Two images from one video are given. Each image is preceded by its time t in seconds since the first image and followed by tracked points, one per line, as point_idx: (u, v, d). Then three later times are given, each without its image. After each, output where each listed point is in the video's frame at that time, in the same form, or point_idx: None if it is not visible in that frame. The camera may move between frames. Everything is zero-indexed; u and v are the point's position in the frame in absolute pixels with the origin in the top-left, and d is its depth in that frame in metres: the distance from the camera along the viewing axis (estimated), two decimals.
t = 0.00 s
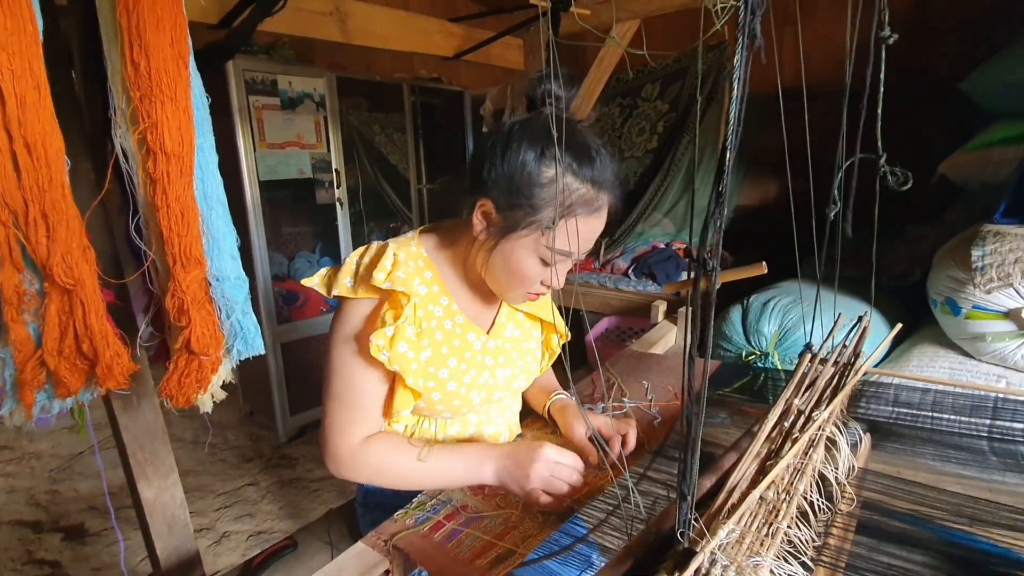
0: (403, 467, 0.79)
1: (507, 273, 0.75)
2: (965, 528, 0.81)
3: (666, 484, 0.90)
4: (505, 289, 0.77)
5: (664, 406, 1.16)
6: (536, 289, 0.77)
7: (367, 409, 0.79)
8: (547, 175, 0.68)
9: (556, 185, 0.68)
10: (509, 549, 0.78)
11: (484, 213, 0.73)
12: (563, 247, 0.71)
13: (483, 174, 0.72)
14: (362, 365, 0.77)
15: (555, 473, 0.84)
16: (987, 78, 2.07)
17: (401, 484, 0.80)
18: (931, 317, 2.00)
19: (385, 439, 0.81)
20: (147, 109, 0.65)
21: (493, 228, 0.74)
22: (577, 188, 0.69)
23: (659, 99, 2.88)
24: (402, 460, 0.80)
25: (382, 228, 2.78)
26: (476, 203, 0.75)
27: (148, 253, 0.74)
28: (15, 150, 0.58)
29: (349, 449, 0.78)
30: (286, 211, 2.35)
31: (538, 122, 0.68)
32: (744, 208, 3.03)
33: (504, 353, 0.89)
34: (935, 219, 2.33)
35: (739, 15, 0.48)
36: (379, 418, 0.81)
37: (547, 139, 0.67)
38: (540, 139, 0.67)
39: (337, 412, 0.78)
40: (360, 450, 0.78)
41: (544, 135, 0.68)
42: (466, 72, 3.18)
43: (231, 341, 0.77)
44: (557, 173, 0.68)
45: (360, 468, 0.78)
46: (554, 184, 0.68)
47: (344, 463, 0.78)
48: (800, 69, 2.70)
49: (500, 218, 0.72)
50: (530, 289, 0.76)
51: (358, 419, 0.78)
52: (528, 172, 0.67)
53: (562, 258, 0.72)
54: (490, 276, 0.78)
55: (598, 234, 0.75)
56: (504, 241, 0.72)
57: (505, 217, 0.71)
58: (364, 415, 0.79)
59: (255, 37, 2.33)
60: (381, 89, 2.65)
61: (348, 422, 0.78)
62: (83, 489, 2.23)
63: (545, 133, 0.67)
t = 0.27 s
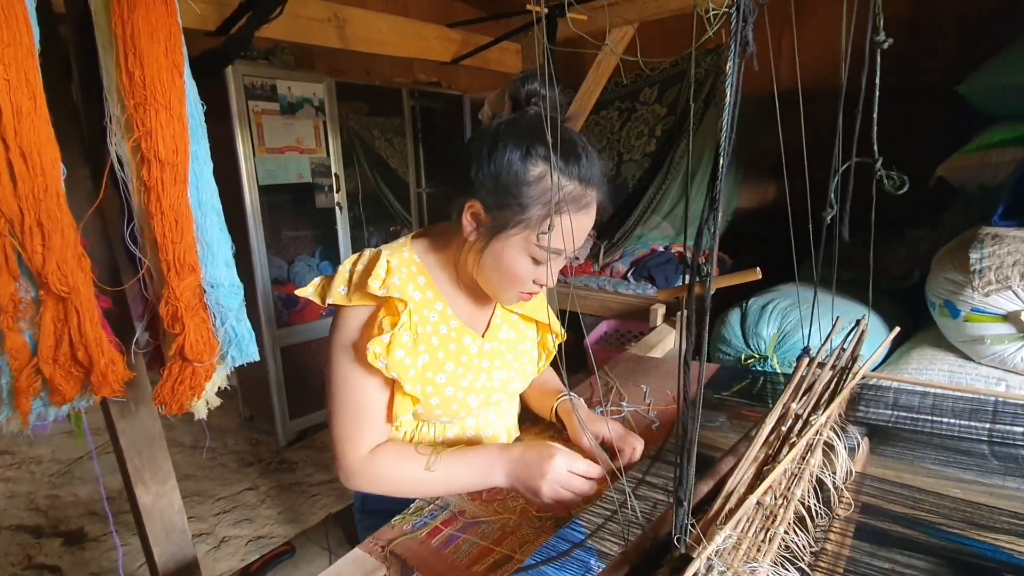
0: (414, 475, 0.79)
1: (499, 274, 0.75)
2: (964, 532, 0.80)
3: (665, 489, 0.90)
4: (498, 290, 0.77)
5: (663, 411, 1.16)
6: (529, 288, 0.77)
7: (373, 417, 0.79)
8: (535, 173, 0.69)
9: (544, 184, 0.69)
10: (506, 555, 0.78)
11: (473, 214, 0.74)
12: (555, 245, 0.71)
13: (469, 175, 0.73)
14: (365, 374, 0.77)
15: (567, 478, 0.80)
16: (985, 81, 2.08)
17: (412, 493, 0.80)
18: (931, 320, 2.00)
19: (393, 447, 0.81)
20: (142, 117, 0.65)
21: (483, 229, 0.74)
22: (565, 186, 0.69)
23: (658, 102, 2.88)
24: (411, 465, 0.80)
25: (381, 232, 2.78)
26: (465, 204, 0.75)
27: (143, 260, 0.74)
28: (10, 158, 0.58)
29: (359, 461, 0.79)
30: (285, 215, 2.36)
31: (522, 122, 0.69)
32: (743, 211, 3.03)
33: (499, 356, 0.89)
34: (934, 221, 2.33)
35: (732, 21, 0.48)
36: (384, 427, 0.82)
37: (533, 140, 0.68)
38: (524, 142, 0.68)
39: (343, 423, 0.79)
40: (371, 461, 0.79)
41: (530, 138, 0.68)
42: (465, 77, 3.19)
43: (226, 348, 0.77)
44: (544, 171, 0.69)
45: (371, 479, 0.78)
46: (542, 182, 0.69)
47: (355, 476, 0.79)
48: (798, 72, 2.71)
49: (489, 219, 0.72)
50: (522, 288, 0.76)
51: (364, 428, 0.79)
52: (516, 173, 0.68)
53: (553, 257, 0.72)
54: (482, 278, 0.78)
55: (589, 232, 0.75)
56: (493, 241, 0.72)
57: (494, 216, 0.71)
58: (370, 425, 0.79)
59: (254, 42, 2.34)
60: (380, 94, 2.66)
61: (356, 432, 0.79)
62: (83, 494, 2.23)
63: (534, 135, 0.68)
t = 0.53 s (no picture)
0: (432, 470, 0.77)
1: (480, 261, 0.74)
2: (966, 532, 0.81)
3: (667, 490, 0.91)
4: (482, 278, 0.77)
5: (663, 412, 1.16)
6: (514, 275, 0.76)
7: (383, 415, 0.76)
8: (507, 157, 0.67)
9: (516, 166, 0.67)
10: (508, 557, 0.78)
11: (452, 205, 0.74)
12: (531, 228, 0.70)
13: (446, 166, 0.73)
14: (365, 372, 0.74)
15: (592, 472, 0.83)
16: (986, 82, 2.08)
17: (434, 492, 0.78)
18: (932, 320, 2.00)
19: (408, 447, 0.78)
20: (144, 119, 0.65)
21: (462, 218, 0.74)
22: (536, 167, 0.68)
23: (658, 104, 2.88)
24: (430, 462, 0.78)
25: (382, 234, 2.78)
26: (443, 196, 0.76)
27: (146, 262, 0.74)
28: (13, 161, 0.58)
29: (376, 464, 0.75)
30: (286, 218, 2.36)
31: (494, 111, 0.69)
32: (743, 212, 3.03)
33: (494, 348, 0.88)
34: (934, 222, 2.33)
35: (732, 23, 0.48)
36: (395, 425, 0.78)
37: (503, 128, 0.68)
38: (494, 131, 0.68)
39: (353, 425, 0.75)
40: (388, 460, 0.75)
41: (500, 126, 0.68)
42: (466, 79, 3.19)
43: (228, 350, 0.77)
44: (515, 154, 0.68)
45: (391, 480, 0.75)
46: (513, 165, 0.67)
47: (373, 481, 0.75)
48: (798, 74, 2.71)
49: (467, 207, 0.72)
50: (507, 275, 0.76)
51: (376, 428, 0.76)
52: (488, 160, 0.67)
53: (531, 240, 0.71)
54: (466, 267, 0.78)
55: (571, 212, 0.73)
56: (471, 229, 0.72)
57: (472, 204, 0.71)
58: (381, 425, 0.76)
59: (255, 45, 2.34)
60: (380, 96, 2.66)
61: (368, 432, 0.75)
62: (83, 497, 2.22)
63: (504, 124, 0.68)
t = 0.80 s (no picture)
0: (462, 462, 0.72)
1: (463, 245, 0.73)
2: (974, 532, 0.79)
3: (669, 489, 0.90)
4: (468, 264, 0.75)
5: (666, 410, 1.14)
6: (501, 257, 0.75)
7: (398, 406, 0.71)
8: (480, 137, 0.67)
9: (491, 145, 0.67)
10: (509, 556, 0.77)
11: (432, 191, 0.72)
12: (512, 207, 0.69)
13: (422, 154, 0.72)
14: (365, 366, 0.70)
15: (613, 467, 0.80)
16: (989, 79, 2.07)
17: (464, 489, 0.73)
18: (936, 319, 1.99)
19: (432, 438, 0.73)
20: (138, 108, 0.64)
21: (444, 204, 0.72)
22: (510, 146, 0.68)
23: (659, 102, 2.86)
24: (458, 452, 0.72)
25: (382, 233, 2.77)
26: (422, 182, 0.73)
27: (140, 254, 0.72)
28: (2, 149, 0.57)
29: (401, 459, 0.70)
30: (285, 217, 2.34)
31: (466, 97, 0.69)
32: (745, 211, 3.02)
33: (491, 336, 0.87)
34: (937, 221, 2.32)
35: (738, 8, 0.47)
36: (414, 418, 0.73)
37: (473, 112, 0.68)
38: (466, 116, 0.68)
39: (368, 421, 0.71)
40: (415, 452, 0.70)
41: (471, 111, 0.68)
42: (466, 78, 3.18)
43: (224, 344, 0.76)
44: (489, 134, 0.68)
45: (419, 473, 0.69)
46: (488, 144, 0.67)
47: (399, 478, 0.70)
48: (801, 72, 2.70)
49: (447, 192, 0.70)
50: (493, 258, 0.74)
51: (392, 420, 0.71)
52: (463, 144, 0.67)
53: (512, 218, 0.71)
54: (451, 255, 0.76)
55: (550, 188, 0.73)
56: (452, 214, 0.71)
57: (450, 188, 0.70)
58: (398, 417, 0.71)
59: (255, 43, 2.33)
60: (380, 95, 2.66)
61: (387, 425, 0.71)
62: (81, 498, 2.21)
63: (474, 108, 0.68)
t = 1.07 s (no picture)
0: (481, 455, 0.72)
1: (468, 227, 0.72)
2: (985, 532, 0.78)
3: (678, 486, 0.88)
4: (474, 248, 0.74)
5: (671, 407, 1.13)
6: (507, 239, 0.73)
7: (416, 398, 0.71)
8: (479, 117, 0.68)
9: (489, 123, 0.67)
10: (515, 553, 0.76)
11: (433, 175, 0.72)
12: (515, 183, 0.68)
13: (422, 139, 0.73)
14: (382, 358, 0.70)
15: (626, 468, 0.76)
16: (997, 77, 2.05)
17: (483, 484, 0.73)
18: (943, 318, 1.97)
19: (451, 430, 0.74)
20: (138, 92, 0.63)
21: (445, 188, 0.72)
22: (509, 123, 0.68)
23: (662, 99, 2.85)
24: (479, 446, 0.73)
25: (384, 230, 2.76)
26: (423, 168, 0.73)
27: (139, 243, 0.71)
28: None
29: (420, 452, 0.70)
30: (286, 213, 2.33)
31: (461, 81, 0.70)
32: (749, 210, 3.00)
33: (499, 323, 0.87)
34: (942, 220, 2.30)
35: None
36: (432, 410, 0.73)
37: (469, 94, 0.69)
38: (461, 99, 0.68)
39: (387, 413, 0.71)
40: (434, 447, 0.71)
41: (468, 93, 0.69)
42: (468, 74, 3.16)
43: (225, 336, 0.75)
44: (486, 113, 0.68)
45: (438, 468, 0.70)
46: (487, 122, 0.67)
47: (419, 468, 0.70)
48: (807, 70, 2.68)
49: (448, 173, 0.70)
50: (499, 240, 0.72)
51: (411, 413, 0.71)
52: (462, 125, 0.68)
53: (516, 196, 0.69)
54: (457, 241, 0.75)
55: (552, 166, 0.72)
56: (455, 197, 0.70)
57: (450, 169, 0.69)
58: (418, 410, 0.71)
59: (256, 37, 2.32)
60: (382, 90, 2.64)
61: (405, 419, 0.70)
62: (80, 493, 2.20)
63: (470, 90, 0.69)
